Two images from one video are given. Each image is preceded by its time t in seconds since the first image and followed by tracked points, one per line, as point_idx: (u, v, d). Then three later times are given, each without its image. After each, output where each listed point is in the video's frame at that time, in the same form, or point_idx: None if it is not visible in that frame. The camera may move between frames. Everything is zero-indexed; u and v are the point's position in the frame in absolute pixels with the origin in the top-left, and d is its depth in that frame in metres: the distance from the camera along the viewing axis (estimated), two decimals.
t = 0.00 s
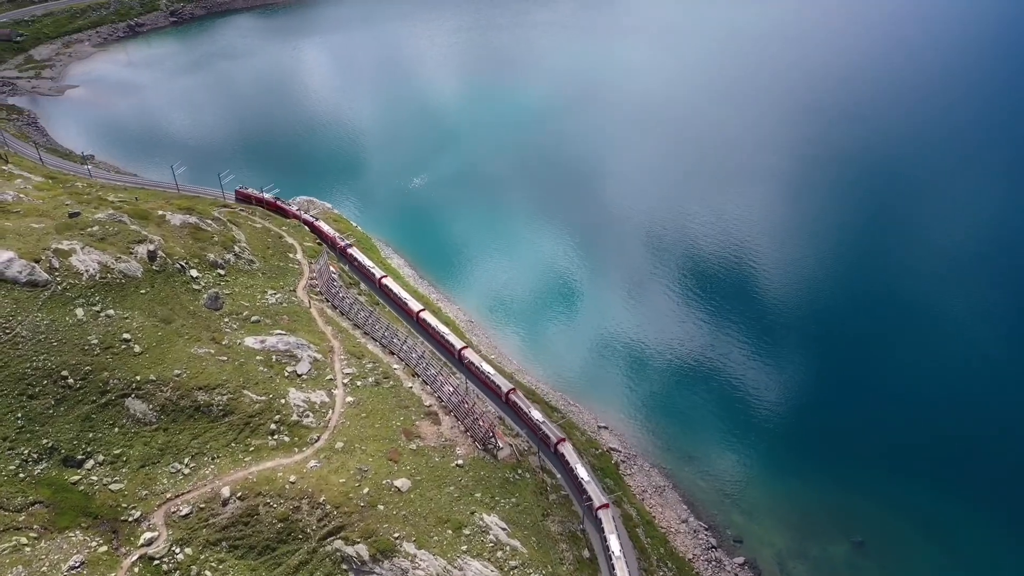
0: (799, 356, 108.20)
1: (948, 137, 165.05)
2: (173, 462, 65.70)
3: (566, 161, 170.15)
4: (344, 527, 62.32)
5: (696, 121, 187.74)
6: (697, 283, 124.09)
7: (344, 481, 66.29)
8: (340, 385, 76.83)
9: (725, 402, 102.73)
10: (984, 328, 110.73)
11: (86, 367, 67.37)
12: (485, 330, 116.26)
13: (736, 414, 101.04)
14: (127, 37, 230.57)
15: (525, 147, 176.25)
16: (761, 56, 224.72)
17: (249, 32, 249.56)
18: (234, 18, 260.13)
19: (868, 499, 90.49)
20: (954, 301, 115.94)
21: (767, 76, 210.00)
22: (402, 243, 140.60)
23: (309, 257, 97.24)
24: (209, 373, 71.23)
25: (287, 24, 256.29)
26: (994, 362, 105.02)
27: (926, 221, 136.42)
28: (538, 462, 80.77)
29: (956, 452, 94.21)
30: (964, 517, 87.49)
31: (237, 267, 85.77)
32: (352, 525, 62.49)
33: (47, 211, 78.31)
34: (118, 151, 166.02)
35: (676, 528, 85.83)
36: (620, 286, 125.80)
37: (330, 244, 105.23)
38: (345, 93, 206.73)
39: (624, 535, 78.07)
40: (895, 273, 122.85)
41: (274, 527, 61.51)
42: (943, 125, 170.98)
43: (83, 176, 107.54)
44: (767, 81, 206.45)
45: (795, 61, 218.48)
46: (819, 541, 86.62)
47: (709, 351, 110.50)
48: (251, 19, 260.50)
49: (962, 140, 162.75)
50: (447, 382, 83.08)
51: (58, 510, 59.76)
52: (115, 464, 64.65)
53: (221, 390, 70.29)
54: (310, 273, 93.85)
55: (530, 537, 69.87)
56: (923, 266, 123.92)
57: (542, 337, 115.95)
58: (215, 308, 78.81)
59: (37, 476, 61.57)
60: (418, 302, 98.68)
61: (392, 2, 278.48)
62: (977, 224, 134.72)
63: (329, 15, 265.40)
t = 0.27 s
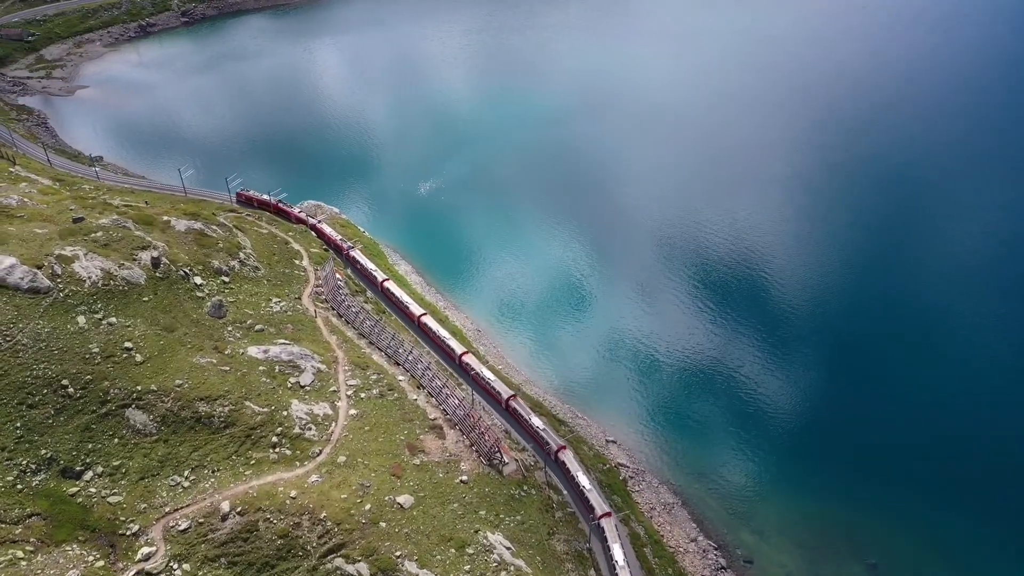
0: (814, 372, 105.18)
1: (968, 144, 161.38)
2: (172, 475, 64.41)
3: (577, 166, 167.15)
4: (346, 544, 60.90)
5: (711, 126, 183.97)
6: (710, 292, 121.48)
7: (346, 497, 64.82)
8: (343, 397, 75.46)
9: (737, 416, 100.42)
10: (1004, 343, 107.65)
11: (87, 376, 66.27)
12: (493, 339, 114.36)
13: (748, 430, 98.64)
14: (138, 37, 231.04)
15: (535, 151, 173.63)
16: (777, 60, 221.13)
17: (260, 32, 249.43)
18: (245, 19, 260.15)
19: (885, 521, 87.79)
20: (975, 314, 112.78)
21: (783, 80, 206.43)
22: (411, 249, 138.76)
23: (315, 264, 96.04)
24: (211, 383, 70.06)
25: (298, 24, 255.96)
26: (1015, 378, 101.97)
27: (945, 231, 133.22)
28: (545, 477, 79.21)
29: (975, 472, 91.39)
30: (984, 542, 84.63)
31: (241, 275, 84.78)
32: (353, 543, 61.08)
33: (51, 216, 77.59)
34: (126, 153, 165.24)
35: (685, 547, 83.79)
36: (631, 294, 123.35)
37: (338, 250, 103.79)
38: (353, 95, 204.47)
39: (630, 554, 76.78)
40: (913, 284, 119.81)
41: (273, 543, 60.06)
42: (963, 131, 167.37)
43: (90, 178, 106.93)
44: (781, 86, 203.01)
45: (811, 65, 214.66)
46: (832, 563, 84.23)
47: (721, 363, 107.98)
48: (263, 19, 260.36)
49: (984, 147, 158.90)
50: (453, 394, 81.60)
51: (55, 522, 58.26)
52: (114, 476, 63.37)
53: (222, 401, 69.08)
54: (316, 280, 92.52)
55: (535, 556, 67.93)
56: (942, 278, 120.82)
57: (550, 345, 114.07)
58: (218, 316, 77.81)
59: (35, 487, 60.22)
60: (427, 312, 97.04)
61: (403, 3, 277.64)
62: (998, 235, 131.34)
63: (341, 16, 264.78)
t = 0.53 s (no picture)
0: (827, 383, 103.28)
1: (988, 152, 157.92)
2: (172, 488, 63.03)
3: (588, 173, 163.83)
4: (346, 563, 59.65)
5: (726, 132, 180.34)
6: (723, 299, 119.66)
7: (347, 513, 63.39)
8: (346, 410, 74.18)
9: (749, 427, 98.73)
10: None
11: (87, 386, 65.18)
12: (501, 349, 112.36)
13: (760, 440, 96.99)
14: (149, 37, 231.45)
15: (545, 155, 171.18)
16: (792, 65, 217.55)
17: (271, 32, 249.07)
18: (256, 19, 259.96)
19: (898, 536, 85.90)
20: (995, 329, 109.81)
21: (799, 86, 202.78)
22: (418, 256, 136.59)
23: (321, 271, 94.99)
24: (212, 394, 68.85)
25: (309, 25, 255.52)
26: None
27: (964, 242, 130.20)
28: (551, 493, 77.31)
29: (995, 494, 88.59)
30: (1006, 567, 81.77)
31: (246, 282, 83.92)
32: (353, 561, 59.91)
33: (55, 221, 76.97)
34: (133, 153, 164.09)
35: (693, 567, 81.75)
36: (643, 299, 121.83)
37: (345, 258, 102.13)
38: (364, 97, 201.69)
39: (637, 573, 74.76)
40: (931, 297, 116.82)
41: (273, 560, 58.69)
42: (983, 139, 163.80)
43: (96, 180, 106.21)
44: (797, 91, 199.39)
45: (828, 69, 210.81)
46: None
47: (734, 371, 106.17)
48: (274, 19, 260.03)
49: (1004, 156, 155.57)
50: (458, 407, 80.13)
51: (52, 536, 56.83)
52: (113, 488, 61.98)
53: (223, 412, 67.83)
54: (322, 288, 91.41)
55: None
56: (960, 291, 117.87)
57: (559, 353, 112.30)
58: (222, 325, 76.95)
59: (33, 499, 58.81)
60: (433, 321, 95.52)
61: (414, 4, 276.74)
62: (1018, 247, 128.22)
63: (352, 16, 264.08)
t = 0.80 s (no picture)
0: (842, 396, 101.00)
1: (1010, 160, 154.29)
2: (171, 501, 61.76)
3: (599, 179, 160.33)
4: None
5: (741, 138, 176.63)
6: (735, 303, 117.94)
7: (348, 530, 62.06)
8: (350, 423, 72.83)
9: (762, 434, 97.16)
10: None
11: (87, 396, 64.11)
12: (508, 359, 110.17)
13: (773, 448, 95.46)
14: (160, 37, 231.94)
15: (557, 158, 169.13)
16: (809, 70, 213.68)
17: (282, 32, 249.06)
18: (268, 19, 260.14)
19: (915, 560, 83.50)
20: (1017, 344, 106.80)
21: (815, 91, 198.86)
22: (425, 262, 134.10)
23: (327, 278, 93.96)
24: (213, 405, 67.59)
25: (321, 25, 255.12)
26: None
27: (985, 252, 126.89)
28: (557, 511, 75.45)
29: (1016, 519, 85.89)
30: None
31: (250, 289, 82.91)
32: None
33: (59, 226, 76.38)
34: (140, 154, 163.23)
35: None
36: (653, 302, 120.29)
37: (350, 262, 101.88)
38: (374, 99, 199.55)
39: None
40: (953, 309, 113.40)
41: None
42: (1005, 146, 160.01)
43: (103, 183, 105.74)
44: (814, 97, 195.56)
45: (846, 74, 206.82)
46: None
47: (746, 376, 104.61)
48: (287, 20, 260.03)
49: None
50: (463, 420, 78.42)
51: (49, 550, 55.67)
52: (111, 501, 60.77)
53: (224, 424, 66.51)
54: (327, 296, 90.20)
55: None
56: (982, 303, 114.54)
57: (568, 360, 110.39)
58: (225, 333, 75.94)
59: (31, 511, 57.68)
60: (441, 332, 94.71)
61: (426, 5, 275.72)
62: None
63: (364, 17, 263.59)
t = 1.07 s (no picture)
0: (856, 413, 98.92)
1: None
2: (170, 516, 60.22)
3: (611, 187, 157.12)
4: None
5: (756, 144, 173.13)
6: (748, 308, 117.64)
7: (349, 548, 60.35)
8: (353, 436, 71.44)
9: (773, 439, 96.50)
10: None
11: (87, 406, 62.85)
12: (515, 369, 108.10)
13: (784, 453, 94.58)
14: (172, 38, 232.38)
15: (568, 162, 167.34)
16: (826, 75, 209.63)
17: (293, 33, 249.09)
18: (279, 20, 260.29)
19: None
20: None
21: (833, 97, 194.75)
22: (432, 270, 131.40)
23: (333, 284, 92.91)
24: (214, 417, 66.48)
25: (332, 27, 255.07)
26: None
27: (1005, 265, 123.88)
28: (563, 528, 73.44)
29: None
30: None
31: (254, 297, 82.03)
32: None
33: (62, 231, 75.64)
34: (147, 155, 162.36)
35: None
36: (667, 306, 120.28)
37: (357, 269, 101.09)
38: (384, 102, 197.73)
39: None
40: (972, 324, 110.74)
41: None
42: None
43: (111, 185, 105.42)
44: (831, 103, 191.49)
45: (863, 80, 203.13)
46: None
47: (759, 382, 104.17)
48: (298, 20, 260.19)
49: None
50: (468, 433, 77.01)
51: (45, 564, 53.82)
52: (109, 514, 59.02)
53: (225, 437, 65.37)
54: (333, 304, 89.05)
55: None
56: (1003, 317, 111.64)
57: (577, 371, 109.18)
58: (228, 343, 74.98)
59: (28, 523, 55.76)
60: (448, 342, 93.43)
61: (438, 8, 275.13)
62: None
63: (375, 18, 263.20)
